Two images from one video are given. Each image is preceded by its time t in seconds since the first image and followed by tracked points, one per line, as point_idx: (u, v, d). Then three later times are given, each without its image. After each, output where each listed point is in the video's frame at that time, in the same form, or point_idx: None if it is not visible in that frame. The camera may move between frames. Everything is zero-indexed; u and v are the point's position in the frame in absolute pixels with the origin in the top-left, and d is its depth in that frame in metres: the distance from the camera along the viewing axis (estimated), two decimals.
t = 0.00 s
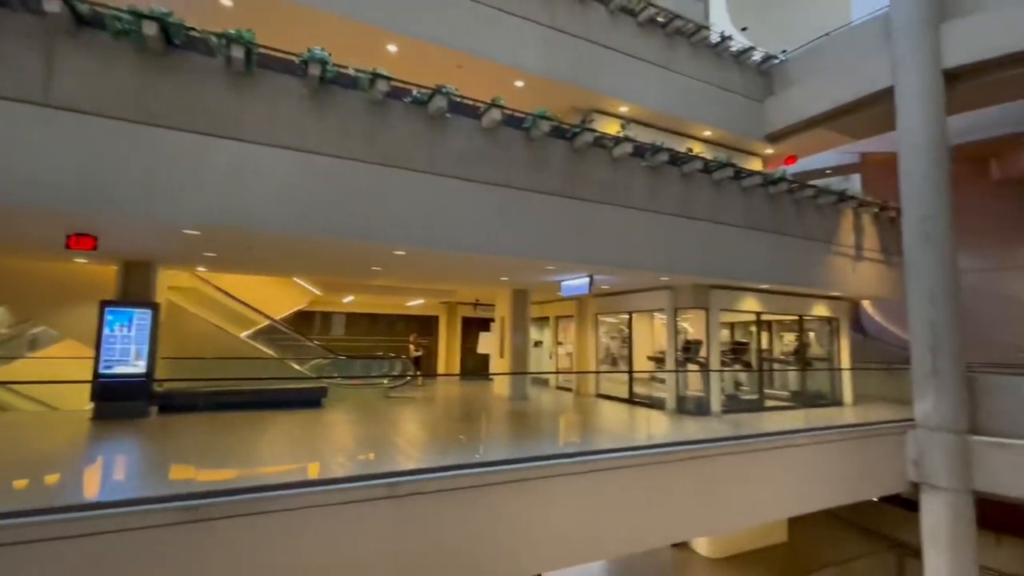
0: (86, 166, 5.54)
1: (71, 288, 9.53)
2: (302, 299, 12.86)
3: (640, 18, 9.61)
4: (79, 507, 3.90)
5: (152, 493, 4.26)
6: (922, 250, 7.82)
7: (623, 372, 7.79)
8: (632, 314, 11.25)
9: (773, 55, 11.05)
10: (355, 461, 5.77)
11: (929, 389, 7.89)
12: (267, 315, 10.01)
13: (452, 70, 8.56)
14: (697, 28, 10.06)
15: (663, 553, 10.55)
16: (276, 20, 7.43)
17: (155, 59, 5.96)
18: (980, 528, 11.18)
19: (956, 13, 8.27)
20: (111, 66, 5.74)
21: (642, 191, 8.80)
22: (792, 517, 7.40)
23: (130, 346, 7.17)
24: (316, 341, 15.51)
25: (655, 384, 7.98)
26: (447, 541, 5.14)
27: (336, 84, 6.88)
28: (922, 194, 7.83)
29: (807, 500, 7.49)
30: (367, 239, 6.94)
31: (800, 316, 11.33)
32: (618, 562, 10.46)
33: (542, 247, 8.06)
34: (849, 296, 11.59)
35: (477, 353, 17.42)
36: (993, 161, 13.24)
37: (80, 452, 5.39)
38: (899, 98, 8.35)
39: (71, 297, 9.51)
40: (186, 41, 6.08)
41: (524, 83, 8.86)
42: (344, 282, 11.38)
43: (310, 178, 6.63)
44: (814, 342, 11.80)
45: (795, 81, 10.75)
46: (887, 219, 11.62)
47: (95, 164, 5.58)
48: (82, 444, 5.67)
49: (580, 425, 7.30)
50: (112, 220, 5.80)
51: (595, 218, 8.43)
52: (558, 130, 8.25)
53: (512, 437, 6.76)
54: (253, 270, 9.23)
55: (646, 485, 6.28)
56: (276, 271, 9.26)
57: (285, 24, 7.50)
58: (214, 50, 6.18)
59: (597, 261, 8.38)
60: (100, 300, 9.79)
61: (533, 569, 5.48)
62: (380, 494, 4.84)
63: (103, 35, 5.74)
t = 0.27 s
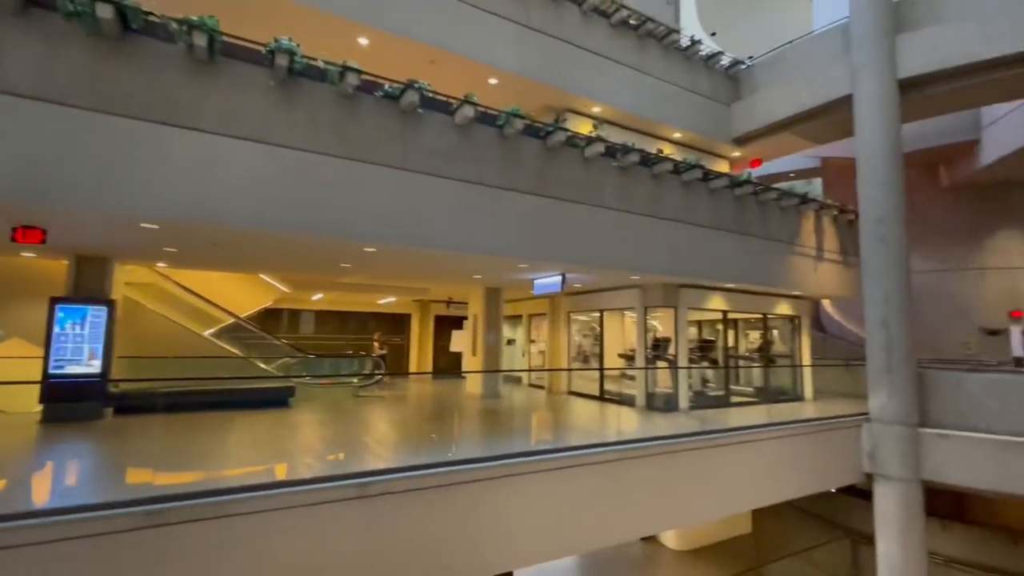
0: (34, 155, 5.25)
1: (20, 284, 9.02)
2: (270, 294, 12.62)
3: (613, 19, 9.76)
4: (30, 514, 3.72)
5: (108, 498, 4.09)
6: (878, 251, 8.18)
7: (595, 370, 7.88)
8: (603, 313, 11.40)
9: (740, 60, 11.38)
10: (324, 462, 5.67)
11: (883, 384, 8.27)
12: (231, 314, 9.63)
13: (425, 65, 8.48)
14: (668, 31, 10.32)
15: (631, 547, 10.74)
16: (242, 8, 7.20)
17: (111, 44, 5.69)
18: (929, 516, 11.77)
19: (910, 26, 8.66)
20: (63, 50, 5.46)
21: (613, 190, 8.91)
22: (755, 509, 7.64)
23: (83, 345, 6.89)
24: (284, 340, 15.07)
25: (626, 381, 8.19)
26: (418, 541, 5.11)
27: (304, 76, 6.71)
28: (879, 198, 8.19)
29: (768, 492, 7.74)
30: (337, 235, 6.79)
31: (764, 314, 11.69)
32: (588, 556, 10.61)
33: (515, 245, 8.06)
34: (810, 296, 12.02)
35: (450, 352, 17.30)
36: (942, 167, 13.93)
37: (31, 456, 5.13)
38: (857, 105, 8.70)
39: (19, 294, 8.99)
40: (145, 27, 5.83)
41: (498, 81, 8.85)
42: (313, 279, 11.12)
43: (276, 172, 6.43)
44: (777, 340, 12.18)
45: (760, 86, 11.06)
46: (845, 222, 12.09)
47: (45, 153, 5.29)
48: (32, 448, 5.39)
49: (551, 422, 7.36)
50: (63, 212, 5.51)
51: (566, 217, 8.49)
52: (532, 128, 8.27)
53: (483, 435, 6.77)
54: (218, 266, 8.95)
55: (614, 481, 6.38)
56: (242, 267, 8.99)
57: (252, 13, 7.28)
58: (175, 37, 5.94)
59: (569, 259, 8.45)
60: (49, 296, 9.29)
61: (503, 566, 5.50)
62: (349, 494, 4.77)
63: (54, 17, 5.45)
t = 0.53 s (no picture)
0: None
1: None
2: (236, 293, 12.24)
3: (587, 20, 9.85)
4: None
5: (60, 505, 3.91)
6: (838, 252, 8.50)
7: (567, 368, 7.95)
8: (576, 311, 11.49)
9: (710, 64, 11.64)
10: (293, 463, 5.52)
11: (842, 380, 8.62)
12: (196, 313, 9.31)
13: (398, 60, 8.36)
14: (641, 34, 10.47)
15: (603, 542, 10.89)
16: None
17: (64, 28, 5.41)
18: (883, 506, 12.32)
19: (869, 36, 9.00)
20: (11, 33, 5.16)
21: (585, 190, 8.98)
22: (720, 502, 7.84)
23: (34, 344, 6.57)
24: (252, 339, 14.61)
25: (600, 378, 8.18)
26: (390, 541, 5.08)
27: (271, 68, 6.52)
28: (839, 201, 8.52)
29: (733, 486, 7.96)
30: (306, 232, 6.63)
31: (731, 313, 11.98)
32: (561, 552, 10.71)
33: (489, 243, 8.04)
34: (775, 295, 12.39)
35: (423, 351, 17.14)
36: (898, 172, 14.57)
37: None
38: (819, 110, 9.00)
39: None
40: (100, 11, 5.56)
41: (472, 78, 8.80)
42: (282, 276, 10.85)
43: (240, 166, 6.22)
44: (744, 338, 12.49)
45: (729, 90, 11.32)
46: (808, 224, 12.51)
47: None
48: None
49: (525, 420, 7.39)
50: (9, 204, 5.22)
51: (539, 216, 8.51)
52: (506, 127, 8.28)
53: (456, 434, 6.73)
54: (181, 263, 8.64)
55: (585, 478, 6.47)
56: (207, 264, 8.70)
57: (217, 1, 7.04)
58: (133, 23, 5.69)
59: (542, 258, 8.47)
60: None
61: (476, 566, 5.49)
62: (318, 497, 4.71)
63: None
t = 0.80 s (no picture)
0: None
1: None
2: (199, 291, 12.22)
3: (561, 20, 9.91)
4: None
5: (14, 513, 3.74)
6: (802, 252, 8.80)
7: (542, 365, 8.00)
8: (551, 310, 11.56)
9: (682, 67, 11.87)
10: (261, 465, 5.36)
11: (806, 376, 8.92)
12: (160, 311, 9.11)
13: (371, 54, 8.24)
14: (615, 35, 10.60)
15: (576, 538, 11.01)
16: None
17: (16, 11, 5.14)
18: (843, 496, 12.83)
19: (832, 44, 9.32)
20: None
21: (559, 189, 9.03)
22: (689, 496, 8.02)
23: None
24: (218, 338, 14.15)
25: (572, 376, 8.17)
26: (364, 541, 5.04)
27: (239, 58, 6.33)
28: (803, 202, 8.83)
29: (701, 480, 8.15)
30: (276, 228, 6.46)
31: (701, 311, 12.25)
32: (534, 549, 10.80)
33: (464, 240, 8.01)
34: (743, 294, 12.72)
35: (396, 349, 16.97)
36: (858, 176, 15.14)
37: None
38: (785, 115, 9.29)
39: None
40: None
41: (446, 74, 8.74)
42: (251, 273, 10.56)
43: (207, 159, 6.03)
44: (713, 335, 12.78)
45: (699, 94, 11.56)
46: (774, 224, 12.88)
47: None
48: None
49: (499, 418, 7.40)
50: None
51: (514, 215, 8.52)
52: (481, 124, 8.26)
53: (431, 433, 6.68)
54: (144, 259, 8.33)
55: (557, 474, 6.53)
56: (173, 260, 8.41)
57: None
58: (91, 8, 5.45)
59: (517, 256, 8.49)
60: None
61: (451, 564, 5.51)
62: (286, 498, 4.63)
63: None
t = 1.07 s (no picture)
0: None
1: None
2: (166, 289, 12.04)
3: (537, 19, 9.94)
4: None
5: None
6: (769, 252, 9.07)
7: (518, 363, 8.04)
8: (526, 308, 11.61)
9: (656, 69, 12.06)
10: (231, 466, 5.21)
11: (772, 373, 9.20)
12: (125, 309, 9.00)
13: (344, 48, 8.11)
14: (590, 35, 10.69)
15: (550, 534, 11.12)
16: None
17: None
18: (807, 488, 13.27)
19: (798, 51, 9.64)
20: None
21: (533, 187, 9.07)
22: (661, 490, 8.19)
23: None
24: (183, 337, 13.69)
25: (547, 373, 8.29)
26: (338, 543, 4.99)
27: (206, 49, 6.15)
28: (770, 204, 9.09)
29: (671, 475, 8.32)
30: (245, 224, 6.28)
31: (673, 309, 12.48)
32: (509, 545, 10.85)
33: (439, 238, 7.97)
34: (713, 292, 13.02)
35: (371, 348, 16.80)
36: (823, 179, 15.59)
37: None
38: (754, 118, 9.54)
39: None
40: None
41: (422, 70, 8.67)
42: (220, 270, 10.28)
43: (172, 152, 5.83)
44: (685, 333, 13.02)
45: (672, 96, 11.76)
46: (743, 225, 13.20)
47: None
48: None
49: (475, 416, 7.41)
50: None
51: (489, 212, 8.53)
52: (456, 122, 8.23)
53: (406, 432, 6.63)
54: (106, 255, 8.03)
55: (531, 471, 6.58)
56: (138, 256, 8.14)
57: None
58: None
59: (492, 255, 8.50)
60: None
61: (427, 562, 5.51)
62: (256, 500, 4.54)
63: None
